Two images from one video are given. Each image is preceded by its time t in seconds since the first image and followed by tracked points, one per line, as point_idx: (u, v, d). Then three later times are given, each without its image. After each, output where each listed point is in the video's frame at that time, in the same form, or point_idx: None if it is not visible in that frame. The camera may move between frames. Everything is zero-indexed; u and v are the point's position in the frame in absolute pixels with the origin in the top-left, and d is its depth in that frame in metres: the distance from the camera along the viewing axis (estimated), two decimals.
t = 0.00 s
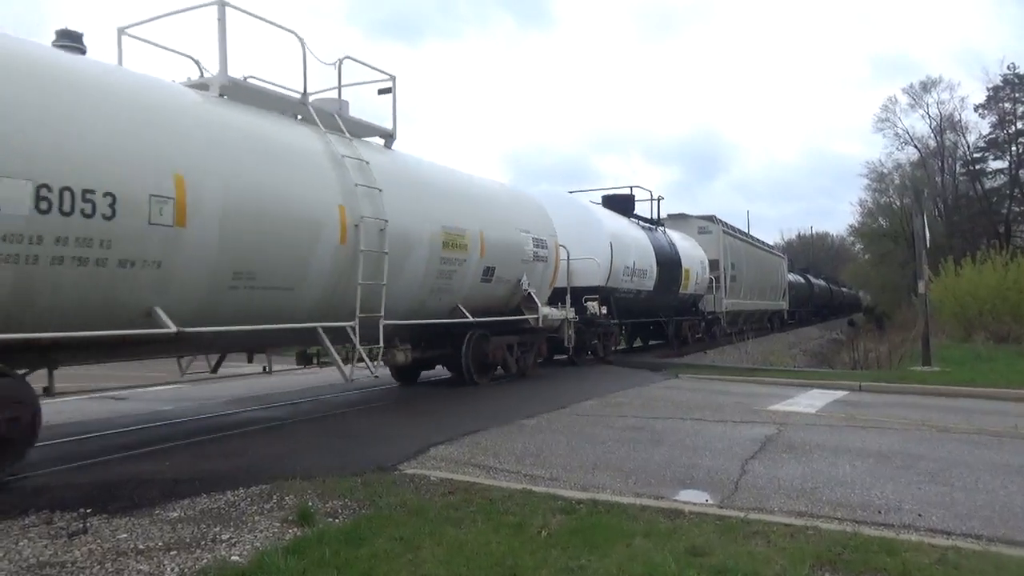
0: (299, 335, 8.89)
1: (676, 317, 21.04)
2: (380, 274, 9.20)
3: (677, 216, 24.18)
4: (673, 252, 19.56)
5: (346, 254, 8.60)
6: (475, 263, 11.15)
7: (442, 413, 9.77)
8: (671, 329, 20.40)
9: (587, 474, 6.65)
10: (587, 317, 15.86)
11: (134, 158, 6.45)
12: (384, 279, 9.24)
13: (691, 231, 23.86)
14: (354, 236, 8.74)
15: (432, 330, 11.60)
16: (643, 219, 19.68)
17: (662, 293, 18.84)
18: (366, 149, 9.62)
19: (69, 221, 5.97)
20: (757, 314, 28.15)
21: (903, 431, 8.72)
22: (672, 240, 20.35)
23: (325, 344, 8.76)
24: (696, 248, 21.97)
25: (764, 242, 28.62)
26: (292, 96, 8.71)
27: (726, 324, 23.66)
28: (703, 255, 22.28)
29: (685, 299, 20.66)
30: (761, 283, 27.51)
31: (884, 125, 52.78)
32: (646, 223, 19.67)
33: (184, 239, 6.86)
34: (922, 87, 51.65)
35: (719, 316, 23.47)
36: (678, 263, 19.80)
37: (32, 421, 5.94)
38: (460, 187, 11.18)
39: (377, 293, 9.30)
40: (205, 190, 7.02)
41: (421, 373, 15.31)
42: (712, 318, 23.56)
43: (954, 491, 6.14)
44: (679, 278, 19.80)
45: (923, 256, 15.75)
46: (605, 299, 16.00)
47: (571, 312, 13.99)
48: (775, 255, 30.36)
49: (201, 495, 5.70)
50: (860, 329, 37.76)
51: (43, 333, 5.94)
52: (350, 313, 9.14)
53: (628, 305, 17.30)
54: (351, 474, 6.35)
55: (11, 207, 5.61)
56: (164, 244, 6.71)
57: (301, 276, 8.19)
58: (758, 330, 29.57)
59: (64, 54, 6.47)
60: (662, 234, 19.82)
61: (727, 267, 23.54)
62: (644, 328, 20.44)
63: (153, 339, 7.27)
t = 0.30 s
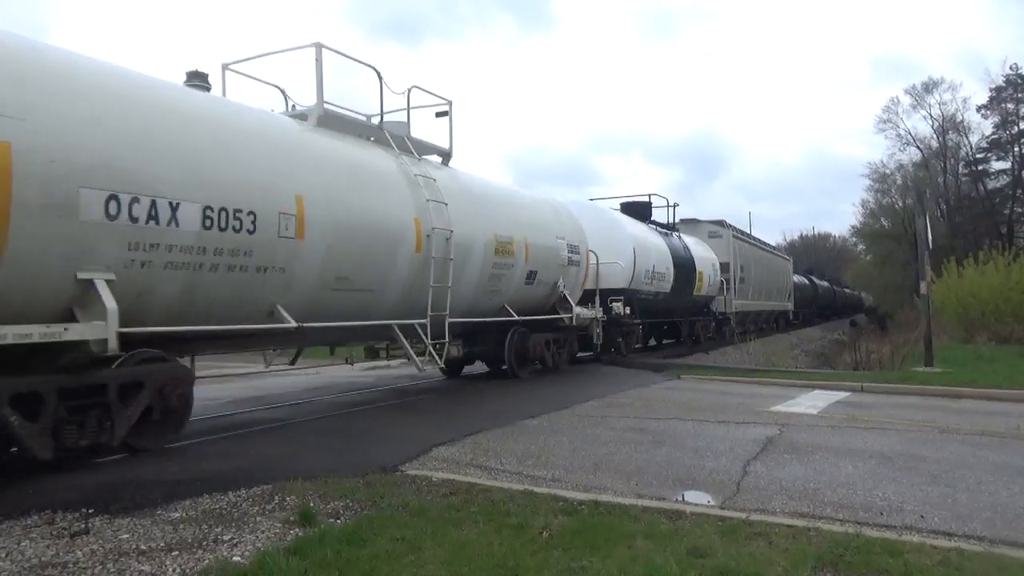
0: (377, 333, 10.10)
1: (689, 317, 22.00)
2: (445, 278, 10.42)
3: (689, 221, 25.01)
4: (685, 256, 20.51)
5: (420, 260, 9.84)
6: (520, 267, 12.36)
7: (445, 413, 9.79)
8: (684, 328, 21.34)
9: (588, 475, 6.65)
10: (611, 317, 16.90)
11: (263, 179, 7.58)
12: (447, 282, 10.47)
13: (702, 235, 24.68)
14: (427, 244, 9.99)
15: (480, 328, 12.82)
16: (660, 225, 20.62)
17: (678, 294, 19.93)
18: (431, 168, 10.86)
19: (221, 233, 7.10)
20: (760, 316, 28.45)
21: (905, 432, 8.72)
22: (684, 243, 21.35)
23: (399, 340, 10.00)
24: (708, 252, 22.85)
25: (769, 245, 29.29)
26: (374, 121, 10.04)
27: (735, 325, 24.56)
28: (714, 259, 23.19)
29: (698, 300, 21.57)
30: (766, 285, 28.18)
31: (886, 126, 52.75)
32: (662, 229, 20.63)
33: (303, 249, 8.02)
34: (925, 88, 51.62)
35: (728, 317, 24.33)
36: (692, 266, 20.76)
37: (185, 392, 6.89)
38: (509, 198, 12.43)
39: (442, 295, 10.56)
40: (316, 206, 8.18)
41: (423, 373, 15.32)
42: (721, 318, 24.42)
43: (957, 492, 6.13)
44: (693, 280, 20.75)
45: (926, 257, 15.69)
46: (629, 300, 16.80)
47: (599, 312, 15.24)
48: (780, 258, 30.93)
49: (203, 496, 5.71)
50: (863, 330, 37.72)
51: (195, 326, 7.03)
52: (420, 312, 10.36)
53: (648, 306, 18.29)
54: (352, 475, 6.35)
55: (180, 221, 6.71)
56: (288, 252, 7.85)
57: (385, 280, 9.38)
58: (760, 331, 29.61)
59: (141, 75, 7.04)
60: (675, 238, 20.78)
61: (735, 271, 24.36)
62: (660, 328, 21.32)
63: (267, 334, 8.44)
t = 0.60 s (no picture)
0: (440, 330, 11.52)
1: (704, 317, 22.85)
2: (498, 282, 11.80)
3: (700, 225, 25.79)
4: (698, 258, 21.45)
5: (479, 265, 11.22)
6: (559, 271, 13.66)
7: (446, 414, 9.79)
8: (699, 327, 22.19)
9: (589, 475, 6.65)
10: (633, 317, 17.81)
11: (360, 198, 9.00)
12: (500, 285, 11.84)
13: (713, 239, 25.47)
14: (483, 252, 11.37)
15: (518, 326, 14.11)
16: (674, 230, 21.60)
17: (693, 295, 20.90)
18: (480, 182, 12.19)
19: (328, 245, 8.52)
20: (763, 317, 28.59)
21: (907, 433, 8.72)
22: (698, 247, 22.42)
23: (459, 337, 11.42)
24: (718, 256, 23.68)
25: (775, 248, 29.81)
26: (437, 141, 11.39)
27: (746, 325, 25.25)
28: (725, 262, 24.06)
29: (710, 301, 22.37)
30: (772, 287, 28.74)
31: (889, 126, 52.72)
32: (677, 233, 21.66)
33: (388, 259, 9.43)
34: (927, 88, 51.56)
35: (738, 317, 25.01)
36: (705, 269, 21.73)
37: (295, 381, 8.55)
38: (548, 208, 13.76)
39: (496, 296, 11.91)
40: (399, 220, 9.58)
41: (425, 373, 15.33)
42: (732, 318, 25.08)
43: (959, 494, 6.11)
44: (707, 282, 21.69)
45: (929, 257, 15.61)
46: (649, 300, 17.73)
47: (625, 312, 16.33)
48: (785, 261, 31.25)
49: (204, 496, 5.70)
50: (864, 331, 37.77)
51: (308, 324, 8.43)
52: (476, 312, 11.75)
53: (666, 306, 19.26)
54: (354, 475, 6.35)
55: (299, 234, 8.13)
56: (378, 261, 9.27)
57: (449, 285, 10.74)
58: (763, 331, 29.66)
59: (188, 91, 7.70)
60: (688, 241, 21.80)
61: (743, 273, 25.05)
62: (676, 329, 22.05)
63: (358, 331, 9.90)
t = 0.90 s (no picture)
0: (488, 329, 12.76)
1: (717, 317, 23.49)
2: (540, 285, 13.17)
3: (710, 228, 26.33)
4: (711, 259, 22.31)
5: (526, 268, 12.61)
6: (591, 273, 14.97)
7: (449, 413, 9.81)
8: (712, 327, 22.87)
9: (592, 475, 6.65)
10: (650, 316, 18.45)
11: (431, 211, 10.34)
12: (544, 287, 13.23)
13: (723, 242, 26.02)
14: (528, 258, 12.72)
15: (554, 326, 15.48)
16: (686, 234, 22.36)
17: (705, 296, 21.62)
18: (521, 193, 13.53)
19: (407, 252, 9.87)
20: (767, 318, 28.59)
21: (910, 433, 8.71)
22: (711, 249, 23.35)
23: (508, 334, 12.76)
24: (728, 258, 24.25)
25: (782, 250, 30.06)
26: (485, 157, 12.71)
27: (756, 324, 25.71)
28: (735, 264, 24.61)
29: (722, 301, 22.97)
30: (778, 289, 29.00)
31: (892, 126, 52.67)
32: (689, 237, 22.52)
33: (453, 264, 10.80)
34: (930, 89, 51.47)
35: (749, 317, 25.46)
36: (718, 270, 22.55)
37: (382, 368, 9.78)
38: (579, 217, 15.18)
39: (539, 297, 13.27)
40: (461, 230, 10.93)
41: (428, 374, 15.34)
42: (742, 318, 25.54)
43: (963, 495, 6.11)
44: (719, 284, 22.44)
45: (932, 257, 15.52)
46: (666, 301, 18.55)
47: (646, 312, 17.35)
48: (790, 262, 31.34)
49: (207, 496, 5.71)
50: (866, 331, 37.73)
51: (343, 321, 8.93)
52: (522, 310, 13.10)
53: (682, 307, 20.33)
54: (356, 475, 6.36)
55: (386, 243, 9.49)
56: (446, 266, 10.67)
57: (499, 287, 12.08)
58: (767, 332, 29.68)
59: (300, 123, 9.01)
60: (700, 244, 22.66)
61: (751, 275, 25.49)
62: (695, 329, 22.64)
63: (426, 328, 11.23)
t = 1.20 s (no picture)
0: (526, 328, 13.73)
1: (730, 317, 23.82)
2: (576, 287, 14.14)
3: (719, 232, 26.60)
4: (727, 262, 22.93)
5: (565, 273, 13.61)
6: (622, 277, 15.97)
7: (452, 414, 9.84)
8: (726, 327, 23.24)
9: (594, 476, 6.66)
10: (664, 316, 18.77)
11: (486, 221, 11.51)
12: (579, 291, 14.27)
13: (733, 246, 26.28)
14: (566, 264, 13.75)
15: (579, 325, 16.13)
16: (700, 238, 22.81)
17: (716, 297, 21.85)
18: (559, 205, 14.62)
19: (468, 260, 11.02)
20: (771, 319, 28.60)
21: (914, 434, 8.70)
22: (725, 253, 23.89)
23: (548, 334, 13.78)
24: (740, 261, 24.54)
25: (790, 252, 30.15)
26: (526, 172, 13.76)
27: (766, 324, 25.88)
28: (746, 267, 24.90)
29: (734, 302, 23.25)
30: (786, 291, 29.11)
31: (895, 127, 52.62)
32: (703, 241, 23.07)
33: (505, 270, 11.92)
34: (933, 89, 51.41)
35: (758, 317, 25.64)
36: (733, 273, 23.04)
37: (446, 363, 11.18)
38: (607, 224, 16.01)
39: (576, 300, 14.31)
40: (512, 238, 12.06)
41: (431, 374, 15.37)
42: (753, 319, 25.72)
43: (966, 495, 6.10)
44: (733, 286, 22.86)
45: (936, 258, 15.42)
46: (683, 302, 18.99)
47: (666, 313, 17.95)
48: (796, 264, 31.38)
49: (211, 496, 5.73)
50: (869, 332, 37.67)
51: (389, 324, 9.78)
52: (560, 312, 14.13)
53: (697, 307, 20.77)
54: (360, 475, 6.38)
55: (453, 253, 10.65)
56: (499, 271, 11.81)
57: (542, 291, 13.10)
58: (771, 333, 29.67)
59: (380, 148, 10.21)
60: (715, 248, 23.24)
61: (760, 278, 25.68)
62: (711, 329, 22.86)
63: (479, 327, 12.31)
